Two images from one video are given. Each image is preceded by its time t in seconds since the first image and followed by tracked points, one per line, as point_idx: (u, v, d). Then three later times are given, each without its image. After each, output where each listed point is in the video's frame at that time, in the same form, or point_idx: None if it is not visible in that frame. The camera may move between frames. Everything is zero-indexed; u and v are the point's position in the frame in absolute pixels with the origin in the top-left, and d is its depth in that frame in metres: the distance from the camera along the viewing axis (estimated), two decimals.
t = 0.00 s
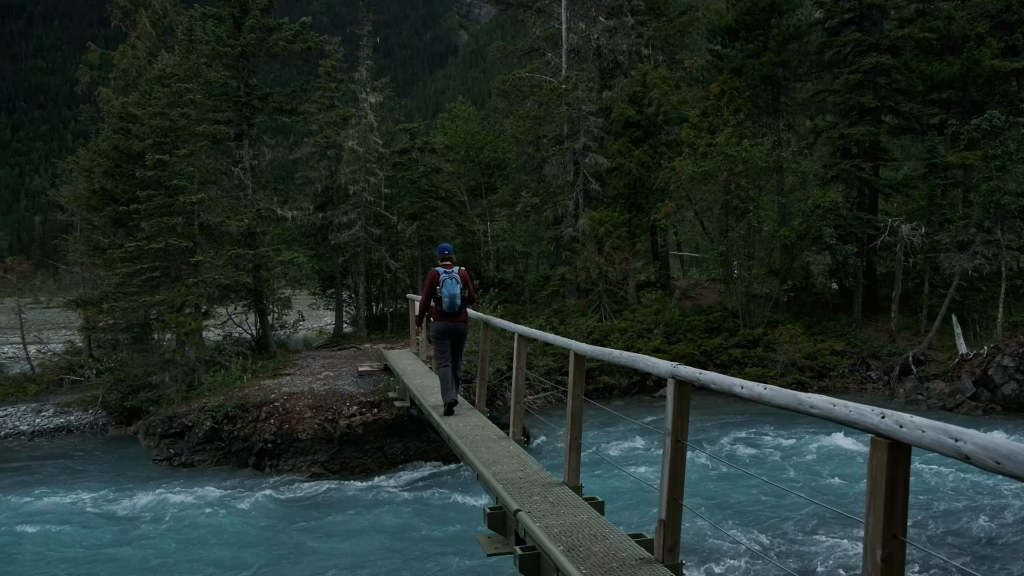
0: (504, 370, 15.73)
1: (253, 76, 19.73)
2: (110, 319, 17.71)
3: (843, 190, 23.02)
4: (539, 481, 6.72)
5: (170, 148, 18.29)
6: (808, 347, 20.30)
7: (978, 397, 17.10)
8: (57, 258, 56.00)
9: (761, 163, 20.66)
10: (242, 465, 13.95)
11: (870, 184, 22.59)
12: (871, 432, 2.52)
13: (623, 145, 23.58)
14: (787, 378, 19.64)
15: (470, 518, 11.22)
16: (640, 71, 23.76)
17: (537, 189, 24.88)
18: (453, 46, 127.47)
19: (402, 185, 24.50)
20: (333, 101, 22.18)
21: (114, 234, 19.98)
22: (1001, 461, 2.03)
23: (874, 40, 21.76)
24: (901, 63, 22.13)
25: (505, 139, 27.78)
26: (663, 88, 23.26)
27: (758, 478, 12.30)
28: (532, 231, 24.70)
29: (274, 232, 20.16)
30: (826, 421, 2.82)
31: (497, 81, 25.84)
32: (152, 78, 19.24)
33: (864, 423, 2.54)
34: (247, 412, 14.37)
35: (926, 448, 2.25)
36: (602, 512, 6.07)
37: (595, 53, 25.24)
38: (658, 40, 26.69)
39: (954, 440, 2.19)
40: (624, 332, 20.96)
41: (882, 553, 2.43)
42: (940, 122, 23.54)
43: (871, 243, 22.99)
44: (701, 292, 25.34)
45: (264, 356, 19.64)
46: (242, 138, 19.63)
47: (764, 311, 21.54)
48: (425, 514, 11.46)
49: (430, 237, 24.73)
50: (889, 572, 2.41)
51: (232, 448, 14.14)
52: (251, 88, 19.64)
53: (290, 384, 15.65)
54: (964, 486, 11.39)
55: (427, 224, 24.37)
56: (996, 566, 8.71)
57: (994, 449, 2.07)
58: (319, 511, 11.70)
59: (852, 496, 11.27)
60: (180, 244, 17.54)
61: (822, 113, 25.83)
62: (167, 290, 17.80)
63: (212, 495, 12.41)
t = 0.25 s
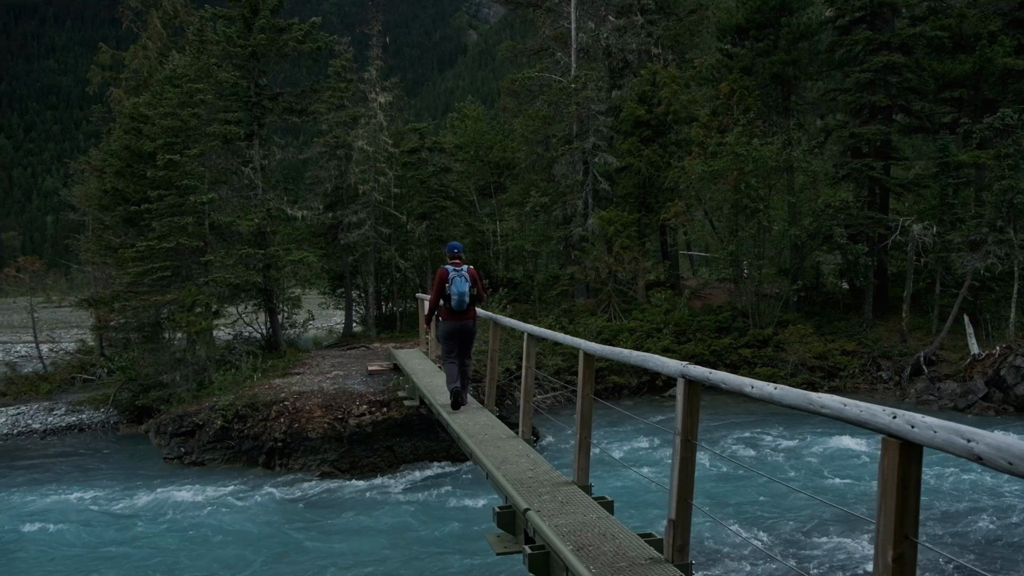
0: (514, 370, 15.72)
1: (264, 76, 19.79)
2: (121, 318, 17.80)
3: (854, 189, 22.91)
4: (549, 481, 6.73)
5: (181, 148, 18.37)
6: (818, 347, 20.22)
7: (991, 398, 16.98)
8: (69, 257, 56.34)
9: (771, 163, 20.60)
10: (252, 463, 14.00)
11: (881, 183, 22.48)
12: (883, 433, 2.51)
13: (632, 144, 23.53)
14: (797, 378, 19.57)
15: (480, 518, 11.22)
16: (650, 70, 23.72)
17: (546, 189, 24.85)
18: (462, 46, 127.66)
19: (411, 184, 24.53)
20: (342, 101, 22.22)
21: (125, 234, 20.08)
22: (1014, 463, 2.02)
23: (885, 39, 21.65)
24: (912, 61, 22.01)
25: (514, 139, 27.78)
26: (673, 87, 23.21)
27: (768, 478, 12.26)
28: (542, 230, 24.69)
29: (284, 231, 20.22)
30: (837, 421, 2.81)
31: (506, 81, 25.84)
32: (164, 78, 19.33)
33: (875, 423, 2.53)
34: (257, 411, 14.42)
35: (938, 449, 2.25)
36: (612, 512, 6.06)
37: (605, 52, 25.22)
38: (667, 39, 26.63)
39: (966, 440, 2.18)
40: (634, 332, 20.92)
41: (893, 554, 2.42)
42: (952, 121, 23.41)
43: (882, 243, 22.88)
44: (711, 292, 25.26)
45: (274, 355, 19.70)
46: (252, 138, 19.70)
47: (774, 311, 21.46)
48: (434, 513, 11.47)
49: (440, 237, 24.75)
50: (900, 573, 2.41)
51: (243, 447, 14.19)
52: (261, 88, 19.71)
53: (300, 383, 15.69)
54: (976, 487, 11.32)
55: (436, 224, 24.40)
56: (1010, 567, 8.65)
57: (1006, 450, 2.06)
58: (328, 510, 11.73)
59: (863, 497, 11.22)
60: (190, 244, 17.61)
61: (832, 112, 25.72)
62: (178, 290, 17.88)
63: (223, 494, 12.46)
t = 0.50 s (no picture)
0: (522, 369, 15.72)
1: (273, 76, 19.85)
2: (131, 317, 17.87)
3: (864, 189, 22.80)
4: (557, 480, 6.71)
5: (190, 148, 18.45)
6: (827, 347, 20.14)
7: (1001, 398, 16.88)
8: (81, 257, 56.71)
9: (780, 162, 20.53)
10: (261, 462, 14.05)
11: (891, 182, 22.36)
12: (893, 434, 2.50)
13: (641, 144, 23.51)
14: (806, 379, 19.49)
15: (488, 517, 11.22)
16: (658, 69, 23.67)
17: (554, 188, 24.84)
18: (470, 46, 127.83)
19: (419, 184, 24.55)
20: (351, 101, 22.25)
21: (135, 233, 20.17)
22: None
23: (895, 38, 21.55)
24: (923, 60, 21.90)
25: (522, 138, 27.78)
26: (682, 86, 23.16)
27: (777, 478, 12.23)
28: (550, 230, 24.68)
29: (293, 231, 20.27)
30: (846, 421, 2.80)
31: (514, 81, 25.86)
32: (174, 78, 19.41)
33: (885, 423, 2.52)
34: (266, 410, 14.48)
35: (948, 449, 2.24)
36: (620, 512, 6.05)
37: (613, 52, 25.21)
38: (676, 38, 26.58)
39: (977, 441, 2.17)
40: (642, 331, 20.90)
41: (902, 555, 2.42)
42: (962, 120, 23.27)
43: (892, 243, 22.77)
44: (720, 291, 25.19)
45: (283, 355, 19.76)
46: (261, 138, 19.75)
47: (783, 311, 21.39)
48: (442, 512, 11.48)
49: (448, 236, 24.78)
50: None
51: (251, 445, 14.24)
52: (270, 87, 19.77)
53: (308, 382, 15.74)
54: (987, 489, 11.26)
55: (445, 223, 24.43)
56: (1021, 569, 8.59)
57: (1019, 451, 2.05)
58: (336, 509, 11.75)
59: (871, 497, 11.18)
60: (199, 243, 17.67)
61: (842, 112, 25.62)
62: (187, 289, 17.95)
63: (233, 492, 12.51)
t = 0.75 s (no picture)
0: (531, 369, 15.72)
1: (283, 75, 19.91)
2: (143, 316, 17.96)
3: (875, 189, 22.69)
4: (566, 480, 6.71)
5: (201, 147, 18.53)
6: (837, 348, 20.04)
7: (1014, 400, 16.76)
8: (95, 256, 57.13)
9: (791, 162, 20.47)
10: (271, 460, 14.10)
11: (902, 182, 22.25)
12: (904, 435, 2.49)
13: (651, 143, 23.48)
14: (817, 379, 19.42)
15: (497, 516, 11.22)
16: (669, 69, 23.62)
17: (564, 188, 24.83)
18: (480, 45, 127.89)
19: (429, 183, 24.57)
20: (361, 100, 22.29)
21: (146, 232, 20.28)
22: None
23: (907, 37, 21.46)
24: (935, 60, 21.78)
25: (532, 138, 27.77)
26: (692, 86, 23.10)
27: (786, 479, 12.19)
28: (560, 230, 24.67)
29: (304, 230, 20.34)
30: (857, 422, 2.79)
31: (524, 80, 25.86)
32: (185, 78, 19.50)
33: (896, 424, 2.52)
34: (276, 408, 14.53)
35: (960, 451, 2.23)
36: (629, 512, 6.04)
37: (623, 51, 25.18)
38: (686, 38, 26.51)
39: (989, 442, 2.16)
40: (651, 331, 20.87)
41: (914, 557, 2.41)
42: (975, 120, 23.13)
43: (903, 243, 22.65)
44: (729, 292, 25.12)
45: (293, 353, 19.83)
46: (271, 137, 19.83)
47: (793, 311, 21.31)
48: (451, 511, 11.49)
49: (458, 236, 24.80)
50: None
51: (261, 444, 14.30)
52: (281, 87, 19.84)
53: (318, 380, 15.78)
54: (999, 490, 11.18)
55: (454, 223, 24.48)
56: None
57: None
58: (346, 507, 11.78)
59: (882, 499, 11.13)
60: (210, 242, 17.75)
61: (853, 111, 25.51)
62: (197, 287, 18.03)
63: (243, 490, 12.56)
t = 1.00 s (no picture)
0: (539, 369, 15.72)
1: (292, 75, 19.96)
2: (152, 315, 18.04)
3: (885, 188, 22.59)
4: (574, 480, 6.71)
5: (211, 147, 18.59)
6: (847, 348, 19.97)
7: None
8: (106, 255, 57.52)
9: (800, 162, 20.39)
10: (279, 459, 14.14)
11: (912, 182, 22.15)
12: (913, 435, 2.49)
13: (659, 143, 23.44)
14: (825, 380, 19.36)
15: (506, 516, 11.23)
16: (677, 69, 23.57)
17: (572, 187, 24.81)
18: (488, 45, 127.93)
19: (437, 183, 24.59)
20: (370, 100, 22.32)
21: (156, 231, 20.36)
22: None
23: (917, 36, 21.36)
24: (946, 59, 21.67)
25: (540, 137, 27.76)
26: (701, 85, 23.04)
27: (795, 480, 12.16)
28: (568, 229, 24.65)
29: (312, 230, 20.39)
30: (866, 422, 2.78)
31: (533, 80, 25.85)
32: (194, 78, 19.56)
33: (905, 425, 2.51)
34: (285, 407, 14.57)
35: (971, 452, 2.22)
36: (637, 512, 6.04)
37: (632, 50, 25.14)
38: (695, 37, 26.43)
39: (1000, 444, 2.15)
40: (659, 331, 20.84)
41: (924, 558, 2.40)
42: (986, 119, 23.00)
43: (913, 243, 22.55)
44: (738, 291, 25.06)
45: (301, 353, 19.88)
46: (280, 137, 19.88)
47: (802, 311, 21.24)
48: (460, 511, 11.51)
49: (466, 235, 24.82)
50: None
51: (270, 443, 14.34)
52: (290, 87, 19.89)
53: (326, 380, 15.82)
54: (1010, 491, 11.13)
55: (462, 222, 24.51)
56: None
57: None
58: (355, 506, 11.81)
59: (891, 500, 11.09)
60: (219, 241, 17.82)
61: (863, 111, 25.41)
62: (207, 286, 18.10)
63: (252, 489, 12.61)
